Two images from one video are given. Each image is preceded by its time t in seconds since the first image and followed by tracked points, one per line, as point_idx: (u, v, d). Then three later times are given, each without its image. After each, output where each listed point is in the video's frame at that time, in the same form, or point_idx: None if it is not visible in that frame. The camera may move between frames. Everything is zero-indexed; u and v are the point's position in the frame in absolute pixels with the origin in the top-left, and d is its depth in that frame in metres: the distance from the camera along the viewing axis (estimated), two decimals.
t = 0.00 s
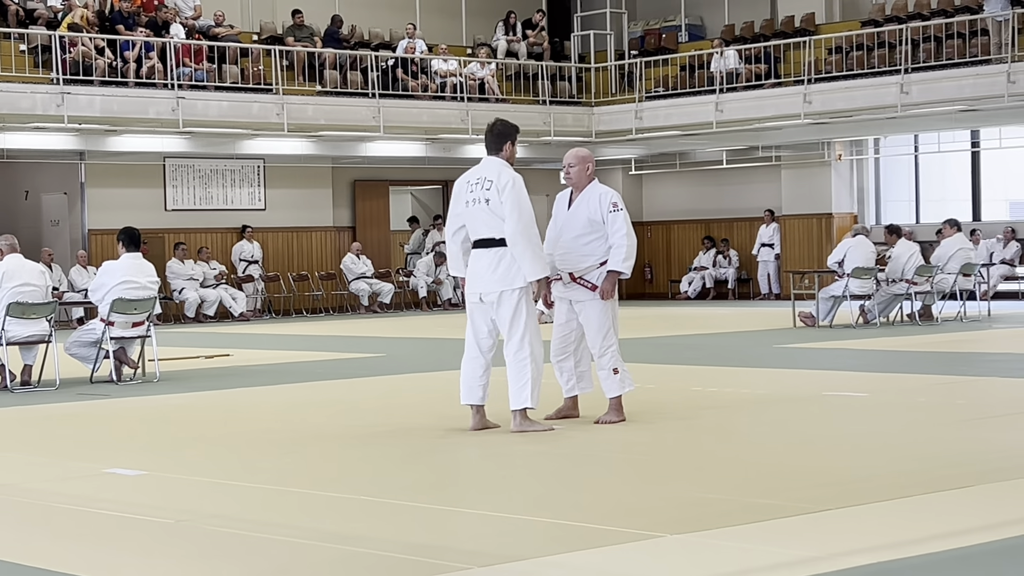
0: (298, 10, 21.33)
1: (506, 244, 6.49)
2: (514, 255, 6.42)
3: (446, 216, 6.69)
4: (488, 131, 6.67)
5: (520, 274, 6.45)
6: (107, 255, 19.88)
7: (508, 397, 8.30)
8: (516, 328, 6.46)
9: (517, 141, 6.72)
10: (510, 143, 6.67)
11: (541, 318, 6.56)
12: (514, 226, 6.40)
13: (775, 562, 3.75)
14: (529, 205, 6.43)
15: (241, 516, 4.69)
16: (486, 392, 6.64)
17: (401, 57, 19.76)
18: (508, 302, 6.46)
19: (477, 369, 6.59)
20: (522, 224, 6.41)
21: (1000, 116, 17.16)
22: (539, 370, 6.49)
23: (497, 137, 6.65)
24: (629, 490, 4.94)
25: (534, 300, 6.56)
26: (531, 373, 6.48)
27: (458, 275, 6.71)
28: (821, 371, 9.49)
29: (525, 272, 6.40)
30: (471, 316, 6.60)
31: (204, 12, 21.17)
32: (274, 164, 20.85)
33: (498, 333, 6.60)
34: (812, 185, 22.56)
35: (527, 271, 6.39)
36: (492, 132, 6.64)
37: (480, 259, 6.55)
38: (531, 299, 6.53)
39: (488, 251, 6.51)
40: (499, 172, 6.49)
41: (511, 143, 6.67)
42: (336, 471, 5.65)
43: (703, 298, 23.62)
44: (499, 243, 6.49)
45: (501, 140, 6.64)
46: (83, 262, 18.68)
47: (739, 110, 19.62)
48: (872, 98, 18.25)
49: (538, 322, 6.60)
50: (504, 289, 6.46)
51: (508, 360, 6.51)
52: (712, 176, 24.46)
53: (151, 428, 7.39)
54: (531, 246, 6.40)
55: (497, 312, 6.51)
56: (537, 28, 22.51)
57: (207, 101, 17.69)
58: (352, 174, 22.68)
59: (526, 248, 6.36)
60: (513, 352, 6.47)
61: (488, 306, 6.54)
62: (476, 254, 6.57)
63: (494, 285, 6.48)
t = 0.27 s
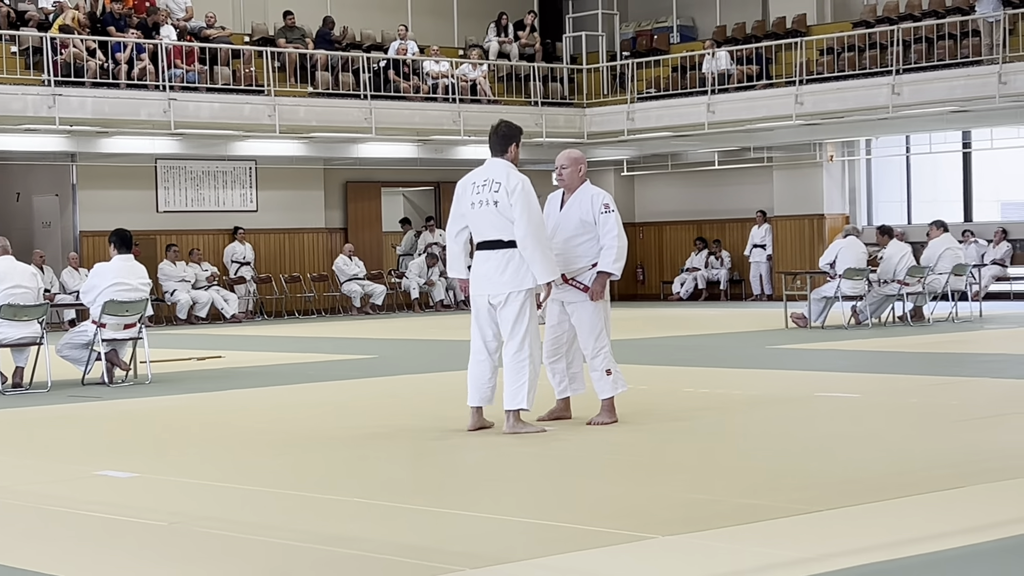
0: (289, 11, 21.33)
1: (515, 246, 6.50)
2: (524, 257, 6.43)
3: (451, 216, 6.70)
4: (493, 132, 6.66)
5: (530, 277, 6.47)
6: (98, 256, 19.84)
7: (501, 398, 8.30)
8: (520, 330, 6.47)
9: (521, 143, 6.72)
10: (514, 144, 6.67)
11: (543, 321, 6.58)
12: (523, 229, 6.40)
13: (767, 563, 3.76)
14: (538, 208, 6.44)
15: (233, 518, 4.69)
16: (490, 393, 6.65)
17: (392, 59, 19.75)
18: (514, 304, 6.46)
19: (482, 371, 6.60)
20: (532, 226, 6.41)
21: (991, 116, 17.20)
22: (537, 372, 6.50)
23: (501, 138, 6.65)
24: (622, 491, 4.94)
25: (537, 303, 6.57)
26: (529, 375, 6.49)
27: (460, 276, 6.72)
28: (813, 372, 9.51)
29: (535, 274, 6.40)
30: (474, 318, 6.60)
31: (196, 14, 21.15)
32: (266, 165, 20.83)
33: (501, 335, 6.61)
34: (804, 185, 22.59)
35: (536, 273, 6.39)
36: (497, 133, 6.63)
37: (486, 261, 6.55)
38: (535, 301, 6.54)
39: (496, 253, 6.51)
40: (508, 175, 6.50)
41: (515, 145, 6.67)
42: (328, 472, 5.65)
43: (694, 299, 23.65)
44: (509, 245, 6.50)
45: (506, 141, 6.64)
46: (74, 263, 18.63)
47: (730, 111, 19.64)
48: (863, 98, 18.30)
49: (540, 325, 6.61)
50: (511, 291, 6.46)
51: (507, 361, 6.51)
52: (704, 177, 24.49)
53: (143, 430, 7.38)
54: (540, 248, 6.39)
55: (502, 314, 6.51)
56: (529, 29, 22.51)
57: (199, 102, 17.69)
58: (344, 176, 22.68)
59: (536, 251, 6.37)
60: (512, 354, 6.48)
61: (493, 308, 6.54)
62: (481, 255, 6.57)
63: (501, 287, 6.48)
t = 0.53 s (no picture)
0: (283, 12, 21.33)
1: (507, 247, 6.51)
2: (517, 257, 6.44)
3: (442, 218, 6.70)
4: (483, 133, 6.66)
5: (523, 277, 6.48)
6: (92, 258, 19.81)
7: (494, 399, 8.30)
8: (514, 330, 6.48)
9: (511, 144, 6.71)
10: (504, 145, 6.67)
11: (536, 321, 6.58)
12: (515, 228, 6.41)
13: (762, 564, 3.77)
14: (530, 208, 6.46)
15: (227, 519, 4.69)
16: (484, 394, 6.64)
17: (386, 59, 19.75)
18: (507, 304, 6.48)
19: (476, 372, 6.59)
20: (524, 226, 6.42)
21: (984, 116, 17.26)
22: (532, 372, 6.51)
23: (491, 139, 6.65)
24: (615, 492, 4.95)
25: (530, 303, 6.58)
26: (524, 375, 6.49)
27: (454, 278, 6.71)
28: (807, 372, 9.53)
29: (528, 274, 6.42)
30: (468, 320, 6.60)
31: (189, 14, 21.14)
32: (260, 166, 20.82)
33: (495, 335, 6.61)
34: (797, 185, 22.62)
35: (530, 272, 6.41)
36: (487, 135, 6.63)
37: (478, 263, 6.56)
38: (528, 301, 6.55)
39: (489, 254, 6.52)
40: (497, 176, 6.51)
41: (506, 146, 6.67)
42: (322, 474, 5.65)
43: (688, 300, 23.67)
44: (501, 246, 6.51)
45: (496, 143, 6.63)
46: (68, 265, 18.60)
47: (724, 112, 19.65)
48: (857, 99, 18.33)
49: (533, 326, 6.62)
50: (505, 291, 6.48)
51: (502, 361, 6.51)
52: (697, 178, 24.52)
53: (136, 432, 7.37)
54: (532, 249, 6.41)
55: (496, 314, 6.51)
56: (522, 30, 22.52)
57: (192, 103, 17.70)
58: (338, 177, 22.68)
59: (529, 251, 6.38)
60: (507, 354, 6.48)
61: (486, 309, 6.54)
62: (474, 257, 6.58)
63: (494, 287, 6.49)
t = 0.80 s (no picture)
0: (277, 13, 21.32)
1: (496, 247, 6.51)
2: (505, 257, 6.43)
3: (434, 220, 6.71)
4: (472, 134, 6.66)
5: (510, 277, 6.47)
6: (86, 259, 19.79)
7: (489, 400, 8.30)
8: (504, 330, 6.48)
9: (501, 144, 6.71)
10: (494, 146, 6.66)
11: (527, 321, 6.58)
12: (502, 229, 6.41)
13: (755, 564, 3.77)
14: (517, 208, 6.45)
15: (221, 520, 4.69)
16: (475, 394, 6.64)
17: (380, 60, 19.73)
18: (496, 305, 6.48)
19: (468, 372, 6.60)
20: (511, 226, 6.41)
21: (978, 117, 17.27)
22: (523, 372, 6.50)
23: (480, 140, 6.64)
24: (609, 492, 4.95)
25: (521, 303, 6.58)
26: (515, 375, 6.49)
27: (447, 279, 6.72)
28: (801, 373, 9.54)
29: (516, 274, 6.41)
30: (459, 320, 6.62)
31: (183, 16, 21.12)
32: (254, 167, 20.80)
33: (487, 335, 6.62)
34: (792, 186, 22.64)
35: (518, 273, 6.40)
36: (476, 136, 6.63)
37: (469, 263, 6.57)
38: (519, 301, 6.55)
39: (478, 255, 6.52)
40: (486, 176, 6.50)
41: (495, 146, 6.66)
42: (316, 475, 5.65)
43: (683, 301, 23.67)
44: (489, 247, 6.51)
45: (485, 144, 6.63)
46: (62, 266, 18.58)
47: (718, 112, 19.65)
48: (851, 100, 18.33)
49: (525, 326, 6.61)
50: (493, 292, 6.48)
51: (493, 361, 6.51)
52: (692, 179, 24.53)
53: (130, 433, 7.37)
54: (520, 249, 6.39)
55: (486, 315, 6.52)
56: (516, 30, 22.51)
57: (187, 105, 17.69)
58: (332, 178, 22.67)
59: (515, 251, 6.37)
60: (498, 354, 6.48)
61: (477, 309, 6.55)
62: (465, 258, 6.59)
63: (483, 288, 6.50)
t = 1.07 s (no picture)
0: (273, 15, 21.35)
1: (492, 248, 6.50)
2: (500, 258, 6.43)
3: (432, 220, 6.72)
4: (470, 135, 6.66)
5: (505, 278, 6.47)
6: (82, 260, 19.77)
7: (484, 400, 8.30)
8: (498, 331, 6.48)
9: (499, 145, 6.72)
10: (492, 147, 6.67)
11: (523, 322, 6.57)
12: (498, 229, 6.40)
13: (752, 564, 3.77)
14: (513, 208, 6.44)
15: (218, 521, 4.69)
16: (471, 395, 6.65)
17: (376, 61, 19.76)
18: (491, 305, 6.48)
19: (463, 372, 6.60)
20: (506, 227, 6.41)
21: (972, 117, 17.33)
22: (517, 373, 6.50)
23: (478, 141, 6.65)
24: (605, 493, 4.96)
25: (517, 304, 6.57)
26: (510, 376, 6.49)
27: (444, 280, 6.73)
28: (797, 374, 9.55)
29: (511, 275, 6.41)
30: (456, 320, 6.62)
31: (178, 17, 21.13)
32: (250, 168, 20.81)
33: (483, 336, 6.62)
34: (787, 186, 22.69)
35: (513, 274, 6.40)
36: (474, 137, 6.63)
37: (465, 264, 6.58)
38: (514, 302, 6.55)
39: (474, 256, 6.53)
40: (483, 177, 6.51)
41: (493, 147, 6.67)
42: (312, 476, 5.64)
43: (679, 301, 23.69)
44: (485, 247, 6.51)
45: (483, 144, 6.64)
46: (58, 267, 18.56)
47: (714, 113, 19.68)
48: (847, 100, 18.37)
49: (520, 327, 6.61)
50: (489, 293, 6.48)
51: (488, 362, 6.52)
52: (687, 180, 24.57)
53: (126, 434, 7.36)
54: (516, 250, 6.39)
55: (481, 316, 6.53)
56: (512, 31, 22.54)
57: (182, 106, 17.69)
58: (328, 179, 22.68)
59: (510, 252, 6.36)
60: (492, 355, 6.49)
61: (472, 310, 6.56)
62: (462, 258, 6.60)
63: (478, 288, 6.50)
